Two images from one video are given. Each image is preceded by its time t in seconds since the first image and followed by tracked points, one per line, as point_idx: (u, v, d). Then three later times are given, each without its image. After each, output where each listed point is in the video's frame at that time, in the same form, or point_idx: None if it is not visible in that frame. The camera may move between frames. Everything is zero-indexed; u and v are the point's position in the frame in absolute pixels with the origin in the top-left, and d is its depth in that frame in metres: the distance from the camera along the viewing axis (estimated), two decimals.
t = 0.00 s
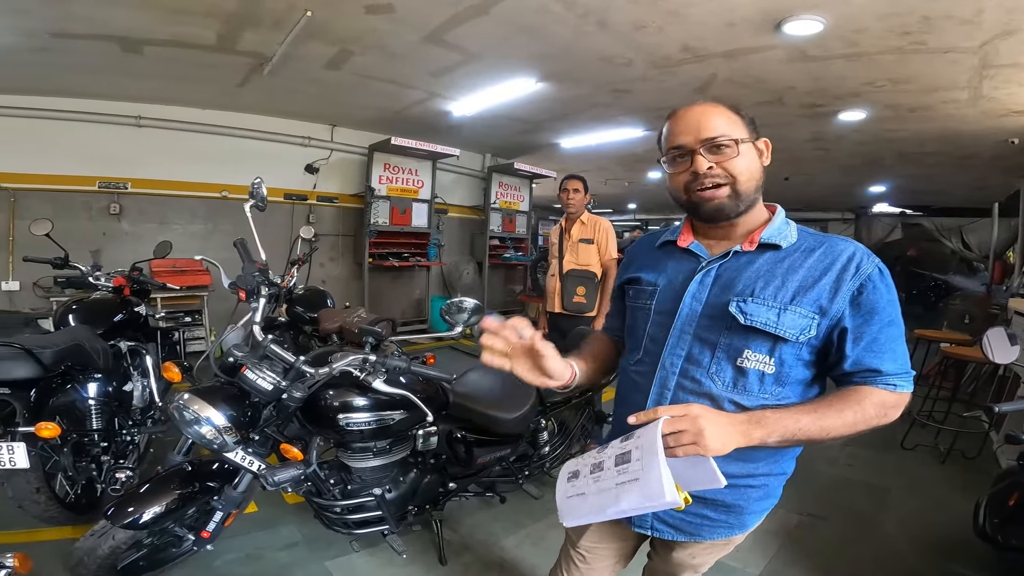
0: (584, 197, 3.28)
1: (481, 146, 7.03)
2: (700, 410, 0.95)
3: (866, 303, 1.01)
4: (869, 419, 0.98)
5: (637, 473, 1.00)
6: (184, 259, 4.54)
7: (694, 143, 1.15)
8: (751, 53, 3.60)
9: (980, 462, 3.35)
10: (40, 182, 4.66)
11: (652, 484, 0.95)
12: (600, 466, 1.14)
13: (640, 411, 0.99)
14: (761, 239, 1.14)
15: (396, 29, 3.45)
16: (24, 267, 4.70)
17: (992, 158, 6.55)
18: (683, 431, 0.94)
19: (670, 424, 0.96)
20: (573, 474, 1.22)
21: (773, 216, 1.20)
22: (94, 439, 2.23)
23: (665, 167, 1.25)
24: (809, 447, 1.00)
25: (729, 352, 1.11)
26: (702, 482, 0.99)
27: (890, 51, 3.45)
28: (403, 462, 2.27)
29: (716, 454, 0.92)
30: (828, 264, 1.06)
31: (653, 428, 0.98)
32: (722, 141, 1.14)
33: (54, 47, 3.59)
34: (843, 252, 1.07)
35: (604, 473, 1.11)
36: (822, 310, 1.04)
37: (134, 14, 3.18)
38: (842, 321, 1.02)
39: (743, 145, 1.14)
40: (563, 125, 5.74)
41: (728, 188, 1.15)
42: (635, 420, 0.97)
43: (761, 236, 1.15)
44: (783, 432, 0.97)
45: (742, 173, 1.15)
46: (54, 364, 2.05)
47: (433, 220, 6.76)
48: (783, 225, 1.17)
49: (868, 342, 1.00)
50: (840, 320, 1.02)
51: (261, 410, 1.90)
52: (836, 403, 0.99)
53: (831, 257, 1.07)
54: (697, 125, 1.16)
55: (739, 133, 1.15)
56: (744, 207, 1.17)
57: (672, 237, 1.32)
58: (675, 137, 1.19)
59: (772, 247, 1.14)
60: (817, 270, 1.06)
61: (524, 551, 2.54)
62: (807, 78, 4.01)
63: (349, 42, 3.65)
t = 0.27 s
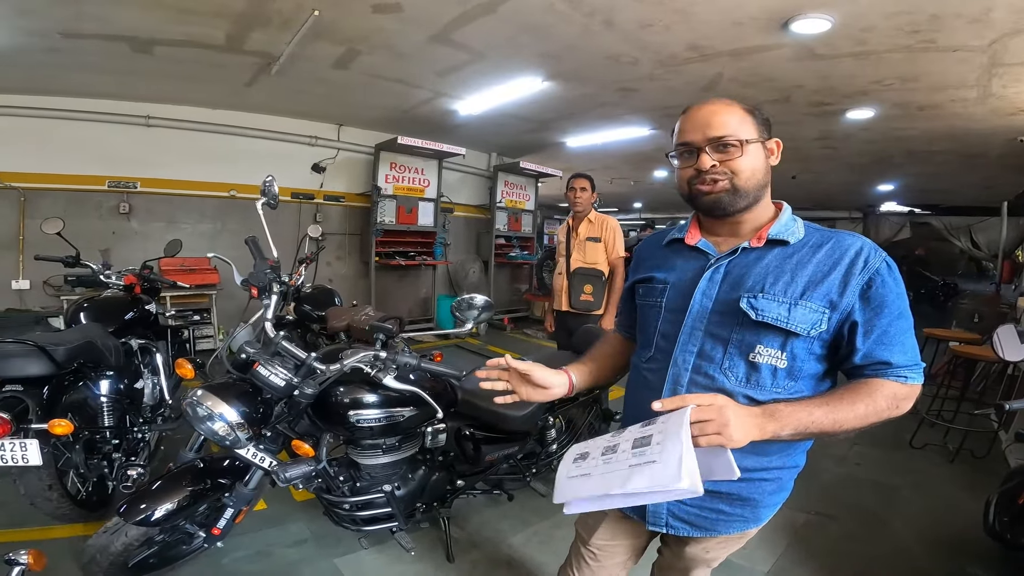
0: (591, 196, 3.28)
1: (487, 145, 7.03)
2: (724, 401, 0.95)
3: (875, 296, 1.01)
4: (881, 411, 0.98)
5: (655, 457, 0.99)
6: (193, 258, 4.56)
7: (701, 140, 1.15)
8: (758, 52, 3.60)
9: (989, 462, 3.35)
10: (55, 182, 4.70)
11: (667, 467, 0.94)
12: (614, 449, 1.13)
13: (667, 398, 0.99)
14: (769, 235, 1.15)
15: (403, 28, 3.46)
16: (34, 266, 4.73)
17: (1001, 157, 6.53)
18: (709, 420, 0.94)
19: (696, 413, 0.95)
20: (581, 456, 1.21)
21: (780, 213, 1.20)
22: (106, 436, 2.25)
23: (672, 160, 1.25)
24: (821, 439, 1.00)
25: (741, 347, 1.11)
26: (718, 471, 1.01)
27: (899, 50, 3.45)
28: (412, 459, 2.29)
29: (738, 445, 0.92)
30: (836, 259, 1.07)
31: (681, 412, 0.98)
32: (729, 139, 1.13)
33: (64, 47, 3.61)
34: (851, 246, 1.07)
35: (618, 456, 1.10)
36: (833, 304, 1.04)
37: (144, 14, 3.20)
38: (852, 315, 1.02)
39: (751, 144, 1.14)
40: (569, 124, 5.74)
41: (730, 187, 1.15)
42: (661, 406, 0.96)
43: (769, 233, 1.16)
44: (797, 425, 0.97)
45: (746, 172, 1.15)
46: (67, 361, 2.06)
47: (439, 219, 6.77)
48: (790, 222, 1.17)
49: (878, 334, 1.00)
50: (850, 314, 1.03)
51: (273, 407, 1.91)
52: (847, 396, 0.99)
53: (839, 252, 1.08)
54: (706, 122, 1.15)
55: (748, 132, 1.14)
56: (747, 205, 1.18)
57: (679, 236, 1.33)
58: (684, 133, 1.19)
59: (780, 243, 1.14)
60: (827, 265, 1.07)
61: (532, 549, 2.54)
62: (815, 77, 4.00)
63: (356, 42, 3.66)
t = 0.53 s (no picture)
0: (595, 195, 3.28)
1: (490, 145, 7.04)
2: (726, 398, 0.95)
3: (875, 294, 1.01)
4: (880, 409, 0.98)
5: (686, 466, 1.00)
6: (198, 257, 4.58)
7: (708, 140, 1.16)
8: (761, 51, 3.60)
9: (993, 461, 3.35)
10: (61, 182, 4.72)
11: (707, 475, 0.96)
12: (636, 460, 1.13)
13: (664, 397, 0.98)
14: (771, 233, 1.15)
15: (407, 28, 3.46)
16: (40, 265, 4.74)
17: (1006, 156, 6.52)
18: (710, 418, 0.94)
19: (696, 412, 0.96)
20: (603, 470, 1.21)
21: (783, 211, 1.21)
22: (113, 435, 2.27)
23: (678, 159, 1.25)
24: (821, 436, 1.00)
25: (741, 343, 1.11)
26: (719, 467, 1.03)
27: (903, 49, 3.45)
28: (416, 457, 2.29)
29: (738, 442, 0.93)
30: (836, 257, 1.07)
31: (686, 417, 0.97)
32: (736, 140, 1.14)
33: (69, 47, 3.62)
34: (851, 245, 1.07)
35: (646, 468, 1.10)
36: (832, 301, 1.04)
37: (148, 14, 3.21)
38: (852, 312, 1.03)
39: (757, 146, 1.14)
40: (572, 123, 5.75)
41: (735, 186, 1.16)
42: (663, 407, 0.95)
43: (772, 231, 1.16)
44: (796, 421, 0.98)
45: (752, 172, 1.15)
46: (73, 359, 2.07)
47: (442, 218, 6.78)
48: (793, 221, 1.17)
49: (878, 332, 1.00)
50: (850, 311, 1.03)
51: (279, 404, 1.92)
52: (847, 393, 1.00)
53: (840, 250, 1.08)
54: (713, 123, 1.16)
55: (754, 134, 1.15)
56: (751, 205, 1.18)
57: (685, 234, 1.33)
58: (691, 133, 1.19)
59: (782, 242, 1.14)
60: (827, 263, 1.07)
61: (535, 547, 2.55)
62: (818, 76, 4.00)
63: (359, 42, 3.67)
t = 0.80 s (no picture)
0: (599, 194, 3.30)
1: (492, 144, 7.04)
2: (724, 394, 0.96)
3: (876, 291, 1.01)
4: (881, 405, 0.97)
5: (661, 456, 1.00)
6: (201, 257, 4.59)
7: (710, 140, 1.15)
8: (764, 50, 3.60)
9: (998, 461, 3.34)
10: (65, 182, 4.73)
11: (676, 466, 0.94)
12: (622, 448, 1.14)
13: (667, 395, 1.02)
14: (773, 231, 1.14)
15: (409, 28, 3.47)
16: (44, 265, 4.75)
17: (1010, 155, 6.50)
18: (706, 414, 0.94)
19: (693, 408, 0.96)
20: (593, 454, 1.24)
21: (786, 210, 1.20)
22: (117, 434, 2.27)
23: (680, 158, 1.25)
24: (822, 432, 1.00)
25: (742, 339, 1.11)
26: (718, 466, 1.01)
27: (906, 48, 3.44)
28: (420, 456, 2.29)
29: (736, 438, 0.92)
30: (837, 254, 1.06)
31: (678, 410, 0.99)
32: (738, 139, 1.13)
33: (73, 47, 3.63)
34: (854, 242, 1.06)
35: (626, 455, 1.11)
36: (833, 298, 1.04)
37: (152, 14, 3.21)
38: (852, 308, 1.02)
39: (760, 144, 1.14)
40: (575, 123, 5.75)
41: (739, 186, 1.15)
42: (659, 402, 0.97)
43: (773, 229, 1.16)
44: (796, 416, 0.98)
45: (755, 172, 1.15)
46: (78, 358, 2.07)
47: (444, 218, 6.78)
48: (795, 218, 1.17)
49: (880, 328, 0.99)
50: (851, 308, 1.02)
51: (283, 403, 1.92)
52: (847, 390, 0.99)
53: (841, 247, 1.07)
54: (715, 123, 1.16)
55: (757, 133, 1.15)
56: (754, 205, 1.18)
57: (688, 233, 1.33)
58: (693, 133, 1.19)
59: (783, 239, 1.14)
60: (828, 260, 1.07)
61: (538, 547, 2.55)
62: (821, 75, 4.00)
63: (361, 41, 3.67)
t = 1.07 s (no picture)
0: (603, 193, 3.29)
1: (495, 144, 7.04)
2: (729, 384, 0.95)
3: (885, 289, 1.00)
4: (887, 403, 0.97)
5: (661, 443, 1.00)
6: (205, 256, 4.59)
7: (717, 137, 1.15)
8: (767, 50, 3.59)
9: (1003, 461, 3.33)
10: (69, 181, 4.74)
11: (675, 456, 0.95)
12: (626, 432, 1.14)
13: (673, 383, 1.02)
14: (782, 229, 1.14)
15: (413, 27, 3.47)
16: (48, 265, 4.77)
17: (1014, 154, 6.49)
18: (710, 403, 0.94)
19: (698, 397, 0.96)
20: (599, 436, 1.24)
21: (794, 208, 1.20)
22: (121, 433, 2.27)
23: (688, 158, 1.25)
24: (830, 430, 1.00)
25: (751, 336, 1.10)
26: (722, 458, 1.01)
27: (911, 48, 3.44)
28: (424, 455, 2.28)
29: (740, 430, 0.92)
30: (847, 252, 1.06)
31: (682, 399, 0.99)
32: (745, 136, 1.13)
33: (78, 47, 3.64)
34: (863, 241, 1.06)
35: (629, 440, 1.11)
36: (842, 295, 1.04)
37: (156, 14, 3.22)
38: (861, 307, 1.02)
39: (767, 141, 1.14)
40: (578, 122, 5.75)
41: (746, 182, 1.15)
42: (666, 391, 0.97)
43: (783, 227, 1.15)
44: (803, 412, 0.97)
45: (763, 168, 1.14)
46: (83, 357, 2.07)
47: (448, 217, 6.78)
48: (803, 217, 1.16)
49: (888, 327, 0.99)
50: (860, 306, 1.02)
51: (288, 402, 1.92)
52: (855, 387, 0.99)
53: (850, 245, 1.07)
54: (722, 120, 1.16)
55: (764, 131, 1.15)
56: (762, 202, 1.17)
57: (696, 231, 1.33)
58: (700, 131, 1.19)
59: (793, 237, 1.14)
60: (838, 258, 1.06)
61: (542, 546, 2.54)
62: (825, 74, 3.99)
63: (365, 41, 3.67)
